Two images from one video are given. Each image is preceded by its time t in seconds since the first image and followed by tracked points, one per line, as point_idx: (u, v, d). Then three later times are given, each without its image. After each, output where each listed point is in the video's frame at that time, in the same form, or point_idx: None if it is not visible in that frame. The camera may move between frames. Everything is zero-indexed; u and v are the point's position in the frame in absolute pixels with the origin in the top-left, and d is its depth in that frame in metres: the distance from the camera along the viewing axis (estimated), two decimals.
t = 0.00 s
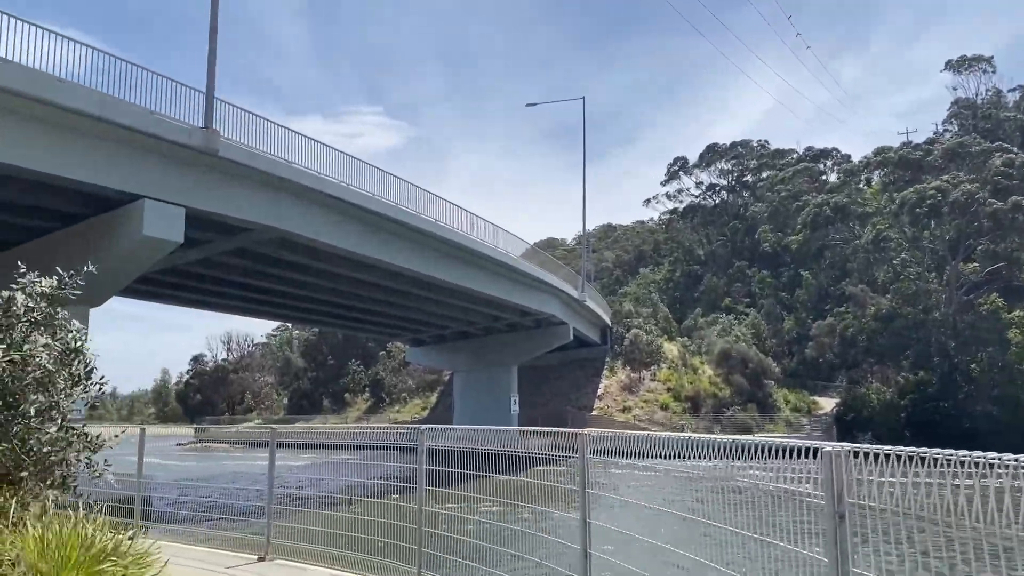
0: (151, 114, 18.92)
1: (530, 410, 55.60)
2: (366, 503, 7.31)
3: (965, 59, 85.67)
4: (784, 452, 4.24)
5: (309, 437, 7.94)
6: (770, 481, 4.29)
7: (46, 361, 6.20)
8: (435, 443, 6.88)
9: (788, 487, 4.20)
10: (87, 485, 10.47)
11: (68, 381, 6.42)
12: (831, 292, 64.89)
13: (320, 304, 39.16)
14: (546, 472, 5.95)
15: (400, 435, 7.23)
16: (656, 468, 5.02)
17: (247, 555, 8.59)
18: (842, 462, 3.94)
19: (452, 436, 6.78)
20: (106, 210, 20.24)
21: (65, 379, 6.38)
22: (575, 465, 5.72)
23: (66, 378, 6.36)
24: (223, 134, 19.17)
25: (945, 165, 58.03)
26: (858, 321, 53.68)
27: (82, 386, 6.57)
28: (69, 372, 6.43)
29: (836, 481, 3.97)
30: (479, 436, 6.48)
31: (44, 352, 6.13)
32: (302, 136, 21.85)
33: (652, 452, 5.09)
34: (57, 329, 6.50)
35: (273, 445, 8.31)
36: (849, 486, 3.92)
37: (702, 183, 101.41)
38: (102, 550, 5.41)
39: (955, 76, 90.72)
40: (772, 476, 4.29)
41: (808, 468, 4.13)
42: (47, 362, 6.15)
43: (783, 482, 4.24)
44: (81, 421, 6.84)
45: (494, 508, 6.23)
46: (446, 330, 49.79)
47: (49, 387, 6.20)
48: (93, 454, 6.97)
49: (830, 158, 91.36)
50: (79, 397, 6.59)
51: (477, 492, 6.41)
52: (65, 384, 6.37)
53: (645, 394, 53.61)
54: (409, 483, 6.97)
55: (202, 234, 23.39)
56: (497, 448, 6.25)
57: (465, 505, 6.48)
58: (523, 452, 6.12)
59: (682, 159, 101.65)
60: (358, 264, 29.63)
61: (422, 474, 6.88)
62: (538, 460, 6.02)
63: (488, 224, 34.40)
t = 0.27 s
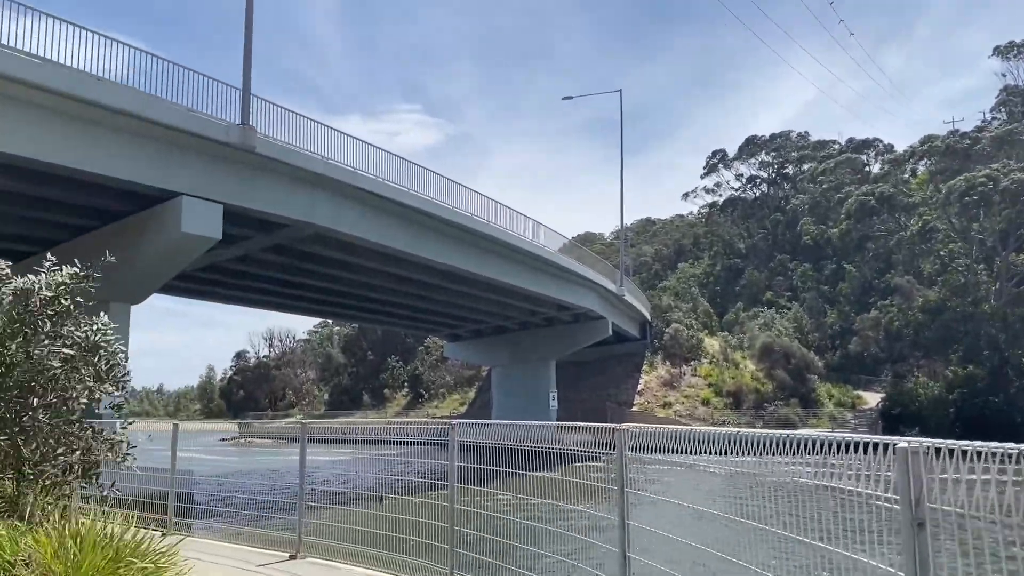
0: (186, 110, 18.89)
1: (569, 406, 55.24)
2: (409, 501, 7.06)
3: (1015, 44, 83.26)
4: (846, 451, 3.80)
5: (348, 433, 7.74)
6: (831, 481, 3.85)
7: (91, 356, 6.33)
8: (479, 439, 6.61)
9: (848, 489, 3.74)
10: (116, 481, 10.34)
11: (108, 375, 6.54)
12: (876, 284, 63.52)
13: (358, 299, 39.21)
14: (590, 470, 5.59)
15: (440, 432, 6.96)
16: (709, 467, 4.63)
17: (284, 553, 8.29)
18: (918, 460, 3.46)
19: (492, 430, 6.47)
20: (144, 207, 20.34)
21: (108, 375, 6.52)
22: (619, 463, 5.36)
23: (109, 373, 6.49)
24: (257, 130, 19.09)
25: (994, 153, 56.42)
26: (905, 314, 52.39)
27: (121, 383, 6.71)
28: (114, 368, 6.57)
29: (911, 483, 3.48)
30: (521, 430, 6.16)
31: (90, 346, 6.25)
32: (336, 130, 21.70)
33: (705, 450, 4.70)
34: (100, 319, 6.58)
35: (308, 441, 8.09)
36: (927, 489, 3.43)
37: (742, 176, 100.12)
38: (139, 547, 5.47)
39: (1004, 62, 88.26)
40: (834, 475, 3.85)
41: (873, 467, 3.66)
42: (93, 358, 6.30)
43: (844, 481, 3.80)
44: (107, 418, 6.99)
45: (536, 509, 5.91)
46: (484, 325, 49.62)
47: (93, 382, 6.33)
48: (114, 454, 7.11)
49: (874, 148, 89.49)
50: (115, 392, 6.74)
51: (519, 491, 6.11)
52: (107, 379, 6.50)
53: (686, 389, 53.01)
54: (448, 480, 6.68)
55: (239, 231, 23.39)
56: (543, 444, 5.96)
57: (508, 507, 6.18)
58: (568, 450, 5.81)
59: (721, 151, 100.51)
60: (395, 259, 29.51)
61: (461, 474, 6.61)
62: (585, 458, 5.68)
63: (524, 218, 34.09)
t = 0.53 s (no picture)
0: (214, 107, 18.77)
1: (604, 401, 54.78)
2: (435, 499, 6.78)
3: None
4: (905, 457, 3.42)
5: (369, 431, 7.46)
6: (886, 493, 3.48)
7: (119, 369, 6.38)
8: (505, 437, 6.28)
9: (916, 504, 3.32)
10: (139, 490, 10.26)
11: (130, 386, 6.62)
12: (917, 276, 62.15)
13: (391, 295, 39.14)
14: (625, 475, 5.26)
15: (465, 432, 6.64)
16: (751, 473, 4.27)
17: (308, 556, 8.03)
18: (1008, 477, 3.02)
19: (520, 429, 6.15)
20: (176, 204, 20.35)
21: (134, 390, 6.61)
22: (657, 468, 5.01)
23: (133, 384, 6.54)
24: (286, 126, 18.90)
25: None
26: (948, 306, 51.14)
27: (140, 379, 6.73)
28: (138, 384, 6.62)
29: (1000, 502, 3.03)
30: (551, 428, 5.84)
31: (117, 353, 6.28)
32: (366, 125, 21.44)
33: (747, 452, 4.32)
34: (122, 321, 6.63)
35: (331, 439, 7.83)
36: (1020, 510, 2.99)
37: (778, 167, 98.70)
38: (164, 549, 5.49)
39: None
40: (901, 487, 3.42)
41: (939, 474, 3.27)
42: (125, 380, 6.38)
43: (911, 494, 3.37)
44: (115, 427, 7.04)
45: (568, 511, 5.62)
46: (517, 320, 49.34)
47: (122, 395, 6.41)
48: (127, 453, 7.15)
49: (915, 138, 87.56)
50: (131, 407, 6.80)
51: (547, 497, 5.79)
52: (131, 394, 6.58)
53: (723, 384, 52.36)
54: (476, 481, 6.40)
55: (271, 227, 23.30)
56: (575, 443, 5.63)
57: (536, 512, 5.88)
58: (601, 452, 5.49)
59: (756, 142, 99.17)
60: (427, 254, 29.29)
61: (490, 474, 6.31)
62: (619, 460, 5.33)
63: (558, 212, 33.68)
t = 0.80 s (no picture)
0: (243, 100, 18.73)
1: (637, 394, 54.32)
2: (457, 491, 6.57)
3: None
4: (948, 450, 3.15)
5: (391, 422, 7.26)
6: (939, 487, 3.14)
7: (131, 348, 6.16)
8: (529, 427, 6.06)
9: (975, 500, 2.98)
10: (164, 483, 10.22)
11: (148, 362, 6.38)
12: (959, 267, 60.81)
13: (423, 289, 39.12)
14: (651, 467, 5.01)
15: (487, 423, 6.42)
16: (780, 465, 4.02)
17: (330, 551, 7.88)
18: None
19: (545, 419, 5.92)
20: (207, 198, 20.39)
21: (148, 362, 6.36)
22: (685, 461, 4.75)
23: (149, 360, 6.35)
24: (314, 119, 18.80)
25: None
26: (992, 297, 49.92)
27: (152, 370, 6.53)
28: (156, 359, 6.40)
29: None
30: (576, 420, 5.62)
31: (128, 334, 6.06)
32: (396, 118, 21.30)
33: (776, 441, 4.06)
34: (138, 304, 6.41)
35: (353, 432, 7.67)
36: None
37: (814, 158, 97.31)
38: (166, 547, 5.32)
39: None
40: (958, 481, 3.09)
41: (990, 467, 2.99)
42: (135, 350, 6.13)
43: (969, 488, 3.03)
44: (134, 404, 6.86)
45: (590, 505, 5.40)
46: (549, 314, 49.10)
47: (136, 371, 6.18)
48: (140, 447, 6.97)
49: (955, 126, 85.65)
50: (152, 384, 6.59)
51: (568, 489, 5.56)
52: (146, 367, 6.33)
53: (759, 377, 51.73)
54: (497, 472, 6.20)
55: (302, 221, 23.28)
56: (601, 432, 5.39)
57: (557, 507, 5.66)
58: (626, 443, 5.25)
59: (791, 133, 97.84)
60: (458, 247, 29.11)
61: (512, 464, 6.09)
62: (646, 452, 5.08)
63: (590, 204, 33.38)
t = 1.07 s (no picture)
0: (270, 94, 18.66)
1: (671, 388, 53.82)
2: (477, 490, 6.35)
3: None
4: (1000, 456, 2.89)
5: (410, 418, 7.06)
6: (1001, 507, 2.84)
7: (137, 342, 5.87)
8: (551, 423, 5.82)
9: None
10: (188, 480, 10.13)
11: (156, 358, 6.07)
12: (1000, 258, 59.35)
13: (454, 283, 39.01)
14: (676, 469, 4.76)
15: (508, 419, 6.18)
16: (816, 470, 3.73)
17: (347, 550, 7.68)
18: None
19: (567, 416, 5.68)
20: (236, 193, 20.38)
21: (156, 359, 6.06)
22: (713, 463, 4.49)
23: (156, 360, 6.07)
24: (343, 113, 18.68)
25: None
26: None
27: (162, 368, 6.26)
28: (165, 351, 6.10)
29: None
30: (599, 418, 5.36)
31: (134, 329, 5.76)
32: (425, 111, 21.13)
33: (808, 441, 3.79)
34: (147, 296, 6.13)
35: (372, 428, 7.48)
36: None
37: (850, 148, 95.77)
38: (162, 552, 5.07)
39: None
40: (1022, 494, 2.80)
41: None
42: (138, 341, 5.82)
43: None
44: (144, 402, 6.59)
45: (612, 508, 5.15)
46: (581, 308, 48.74)
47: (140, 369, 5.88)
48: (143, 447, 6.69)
49: (996, 113, 83.49)
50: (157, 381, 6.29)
51: (591, 491, 5.34)
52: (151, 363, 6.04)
53: (794, 371, 51.15)
54: (517, 469, 5.97)
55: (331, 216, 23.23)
56: (627, 431, 5.15)
57: (579, 510, 5.43)
58: (651, 442, 5.00)
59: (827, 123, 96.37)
60: (487, 240, 28.88)
61: (533, 462, 5.86)
62: (672, 452, 4.81)
63: (622, 197, 33.02)
